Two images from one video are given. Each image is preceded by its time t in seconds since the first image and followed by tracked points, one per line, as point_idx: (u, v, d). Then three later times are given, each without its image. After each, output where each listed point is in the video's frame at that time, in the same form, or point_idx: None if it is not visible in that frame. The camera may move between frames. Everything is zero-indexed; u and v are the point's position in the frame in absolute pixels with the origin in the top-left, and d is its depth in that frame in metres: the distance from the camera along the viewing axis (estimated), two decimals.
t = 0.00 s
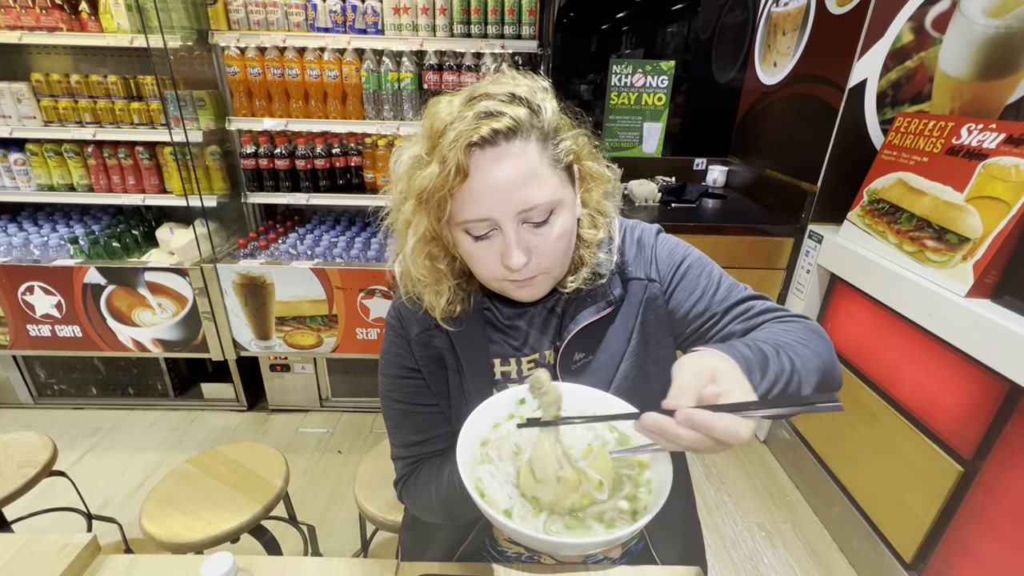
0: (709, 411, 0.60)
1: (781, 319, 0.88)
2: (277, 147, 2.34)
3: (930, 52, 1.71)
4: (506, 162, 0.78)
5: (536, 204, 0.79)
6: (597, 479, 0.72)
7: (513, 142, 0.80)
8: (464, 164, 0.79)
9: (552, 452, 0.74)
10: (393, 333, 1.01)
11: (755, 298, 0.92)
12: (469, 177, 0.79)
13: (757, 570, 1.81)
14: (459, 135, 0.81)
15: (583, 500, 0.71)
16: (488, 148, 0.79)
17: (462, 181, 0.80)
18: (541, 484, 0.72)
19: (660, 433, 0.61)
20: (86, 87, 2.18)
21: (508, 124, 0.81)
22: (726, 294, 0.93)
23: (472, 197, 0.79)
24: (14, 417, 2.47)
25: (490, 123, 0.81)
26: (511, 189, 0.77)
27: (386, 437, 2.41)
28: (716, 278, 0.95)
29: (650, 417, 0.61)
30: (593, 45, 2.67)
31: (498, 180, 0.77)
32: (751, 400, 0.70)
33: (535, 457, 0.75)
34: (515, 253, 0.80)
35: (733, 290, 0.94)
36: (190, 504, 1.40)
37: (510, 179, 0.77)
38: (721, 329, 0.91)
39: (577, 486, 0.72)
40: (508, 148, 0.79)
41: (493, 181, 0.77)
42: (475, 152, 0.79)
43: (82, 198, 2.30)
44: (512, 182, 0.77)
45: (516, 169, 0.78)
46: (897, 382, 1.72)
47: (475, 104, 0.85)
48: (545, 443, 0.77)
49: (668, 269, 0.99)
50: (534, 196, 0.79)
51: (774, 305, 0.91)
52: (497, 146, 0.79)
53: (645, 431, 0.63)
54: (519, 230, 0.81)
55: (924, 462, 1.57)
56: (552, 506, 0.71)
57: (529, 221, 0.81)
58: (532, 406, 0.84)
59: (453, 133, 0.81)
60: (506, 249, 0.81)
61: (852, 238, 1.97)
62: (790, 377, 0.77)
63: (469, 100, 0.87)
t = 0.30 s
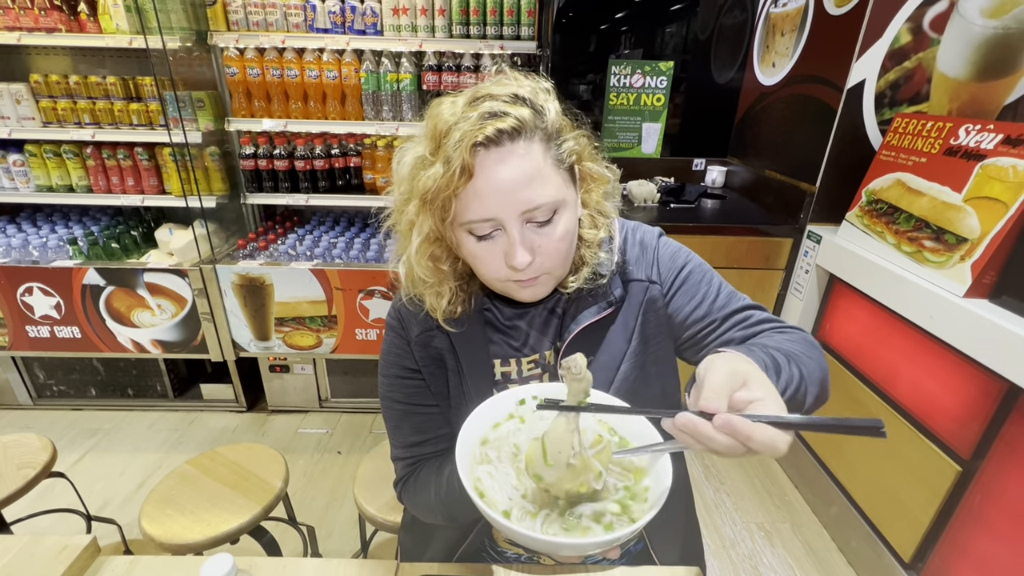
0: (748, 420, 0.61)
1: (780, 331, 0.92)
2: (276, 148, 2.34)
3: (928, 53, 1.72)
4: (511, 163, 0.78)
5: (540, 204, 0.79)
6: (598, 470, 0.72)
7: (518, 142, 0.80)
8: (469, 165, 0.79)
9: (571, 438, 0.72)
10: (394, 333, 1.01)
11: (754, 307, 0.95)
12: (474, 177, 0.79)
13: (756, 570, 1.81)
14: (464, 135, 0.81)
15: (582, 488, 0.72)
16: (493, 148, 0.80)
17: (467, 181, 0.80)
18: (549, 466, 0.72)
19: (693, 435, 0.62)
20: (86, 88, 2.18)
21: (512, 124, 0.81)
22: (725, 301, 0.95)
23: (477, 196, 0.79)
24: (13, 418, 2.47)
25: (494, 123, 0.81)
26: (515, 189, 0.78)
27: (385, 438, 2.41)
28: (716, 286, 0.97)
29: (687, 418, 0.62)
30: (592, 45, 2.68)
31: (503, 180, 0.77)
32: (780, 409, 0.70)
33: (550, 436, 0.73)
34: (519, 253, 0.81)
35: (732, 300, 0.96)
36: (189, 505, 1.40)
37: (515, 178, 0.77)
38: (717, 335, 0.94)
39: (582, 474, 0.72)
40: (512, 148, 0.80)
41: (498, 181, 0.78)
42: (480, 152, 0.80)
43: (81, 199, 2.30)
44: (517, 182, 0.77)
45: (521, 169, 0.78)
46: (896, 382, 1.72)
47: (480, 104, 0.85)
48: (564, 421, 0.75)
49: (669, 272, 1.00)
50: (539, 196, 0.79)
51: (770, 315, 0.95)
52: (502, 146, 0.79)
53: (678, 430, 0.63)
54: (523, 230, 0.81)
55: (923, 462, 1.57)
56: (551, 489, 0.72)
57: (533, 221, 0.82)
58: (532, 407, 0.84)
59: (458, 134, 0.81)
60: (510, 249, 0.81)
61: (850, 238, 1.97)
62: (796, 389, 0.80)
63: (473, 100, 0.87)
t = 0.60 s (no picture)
0: (747, 417, 0.61)
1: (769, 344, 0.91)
2: (275, 149, 2.34)
3: (926, 54, 1.72)
4: (513, 163, 0.79)
5: (540, 204, 0.80)
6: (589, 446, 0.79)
7: (518, 143, 0.80)
8: (469, 165, 0.79)
9: (568, 417, 0.78)
10: (393, 334, 1.01)
11: (747, 321, 0.95)
12: (474, 177, 0.80)
13: (755, 570, 1.81)
14: (464, 136, 0.81)
15: (574, 463, 0.78)
16: (493, 148, 0.80)
17: (468, 181, 0.80)
18: (545, 442, 0.78)
19: (690, 425, 0.63)
20: (84, 89, 2.18)
21: (512, 125, 0.81)
22: (719, 311, 0.95)
23: (478, 196, 0.79)
24: (12, 419, 2.47)
25: (495, 124, 0.81)
26: (516, 189, 0.78)
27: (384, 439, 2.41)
28: (712, 295, 0.98)
29: (685, 408, 0.63)
30: (590, 46, 2.68)
31: (503, 180, 0.78)
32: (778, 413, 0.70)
33: (547, 415, 0.78)
34: (519, 252, 0.80)
35: (725, 310, 0.96)
36: (189, 507, 1.40)
37: (516, 178, 0.78)
38: (707, 344, 0.95)
39: (575, 450, 0.78)
40: (512, 148, 0.80)
41: (499, 181, 0.78)
42: (481, 152, 0.80)
43: (80, 200, 2.30)
44: (518, 182, 0.78)
45: (522, 169, 0.78)
46: (895, 383, 1.72)
47: (480, 105, 0.85)
48: (560, 400, 0.79)
49: (667, 276, 1.00)
50: (539, 196, 0.79)
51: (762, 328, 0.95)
52: (502, 146, 0.80)
53: (676, 417, 0.64)
54: (523, 230, 0.81)
55: (921, 462, 1.58)
56: (545, 464, 0.78)
57: (533, 221, 0.82)
58: (532, 407, 0.83)
59: (458, 134, 0.82)
60: (510, 249, 0.82)
61: (848, 239, 1.98)
62: (787, 399, 0.80)
63: (473, 102, 0.87)
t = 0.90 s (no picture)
0: (748, 412, 0.62)
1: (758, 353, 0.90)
2: (274, 150, 2.34)
3: (923, 55, 1.73)
4: (506, 161, 0.79)
5: (533, 202, 0.80)
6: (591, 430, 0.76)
7: (512, 141, 0.81)
8: (463, 163, 0.79)
9: (569, 400, 0.73)
10: (391, 335, 1.02)
11: (739, 329, 0.93)
12: (468, 174, 0.80)
13: (754, 571, 1.82)
14: (457, 134, 0.81)
15: (576, 448, 0.75)
16: (487, 146, 0.80)
17: (461, 179, 0.80)
18: (546, 427, 0.73)
19: (688, 415, 0.64)
20: (83, 90, 2.18)
21: (506, 123, 0.81)
22: (711, 317, 0.94)
23: (472, 193, 0.79)
24: (10, 421, 2.47)
25: (489, 122, 0.81)
26: (510, 186, 0.78)
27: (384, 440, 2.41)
28: (705, 301, 0.96)
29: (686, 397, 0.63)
30: (589, 47, 2.68)
31: (497, 177, 0.78)
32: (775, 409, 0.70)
33: (547, 397, 0.73)
34: (513, 249, 0.81)
35: (717, 317, 0.94)
36: (188, 508, 1.40)
37: (510, 175, 0.78)
38: (697, 349, 0.93)
39: (576, 434, 0.75)
40: (506, 146, 0.80)
41: (493, 178, 0.78)
42: (474, 150, 0.80)
43: (78, 201, 2.30)
44: (512, 179, 0.78)
45: (515, 166, 0.78)
46: (893, 384, 1.73)
47: (474, 103, 0.86)
48: (560, 379, 0.74)
49: (662, 278, 1.00)
50: (533, 193, 0.79)
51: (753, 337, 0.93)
52: (496, 144, 0.80)
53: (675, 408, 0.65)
54: (517, 227, 0.81)
55: (919, 463, 1.58)
56: (546, 449, 0.74)
57: (527, 218, 0.82)
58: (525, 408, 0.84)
59: (452, 133, 0.82)
60: (505, 246, 0.82)
61: (846, 240, 1.98)
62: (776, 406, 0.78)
63: (467, 102, 0.87)
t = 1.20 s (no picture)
0: (752, 379, 0.61)
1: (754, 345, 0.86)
2: (270, 149, 2.33)
3: (921, 53, 1.73)
4: (500, 149, 0.78)
5: (527, 190, 0.79)
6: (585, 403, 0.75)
7: (506, 130, 0.80)
8: (456, 151, 0.79)
9: (562, 370, 0.73)
10: (387, 331, 1.01)
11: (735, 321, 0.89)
12: (462, 163, 0.79)
13: (752, 569, 1.82)
14: (451, 122, 0.81)
15: (569, 422, 0.75)
16: (480, 134, 0.80)
17: (455, 167, 0.80)
18: (538, 398, 0.72)
19: (689, 382, 0.63)
20: (78, 88, 2.17)
21: (500, 112, 0.81)
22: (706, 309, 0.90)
23: (466, 181, 0.78)
24: (5, 421, 2.45)
25: (483, 111, 0.81)
26: (504, 174, 0.78)
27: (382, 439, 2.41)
28: (699, 293, 0.92)
29: (687, 364, 0.62)
30: (587, 45, 2.68)
31: (491, 165, 0.78)
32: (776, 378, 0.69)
33: (540, 367, 0.73)
34: (506, 238, 0.80)
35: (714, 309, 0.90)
36: (183, 508, 1.39)
37: (504, 164, 0.78)
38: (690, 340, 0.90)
39: (570, 407, 0.74)
40: (500, 134, 0.80)
41: (487, 166, 0.78)
42: (468, 138, 0.80)
43: (73, 200, 2.29)
44: (505, 167, 0.77)
45: (509, 154, 0.78)
46: (891, 381, 1.72)
47: (468, 93, 0.86)
48: (554, 350, 0.74)
49: (656, 272, 0.98)
50: (526, 182, 0.79)
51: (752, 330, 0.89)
52: (490, 133, 0.80)
53: (676, 377, 0.64)
54: (511, 216, 0.81)
55: (916, 460, 1.59)
56: (539, 422, 0.73)
57: (521, 206, 0.81)
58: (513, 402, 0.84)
59: (445, 121, 0.81)
60: (498, 235, 0.81)
61: (844, 237, 1.98)
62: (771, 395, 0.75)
63: (461, 93, 0.86)
